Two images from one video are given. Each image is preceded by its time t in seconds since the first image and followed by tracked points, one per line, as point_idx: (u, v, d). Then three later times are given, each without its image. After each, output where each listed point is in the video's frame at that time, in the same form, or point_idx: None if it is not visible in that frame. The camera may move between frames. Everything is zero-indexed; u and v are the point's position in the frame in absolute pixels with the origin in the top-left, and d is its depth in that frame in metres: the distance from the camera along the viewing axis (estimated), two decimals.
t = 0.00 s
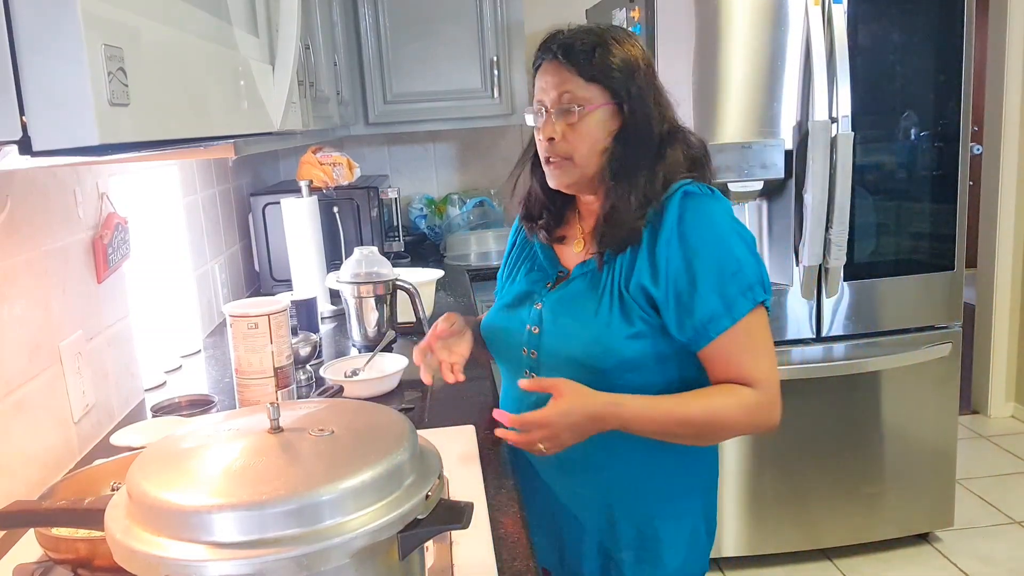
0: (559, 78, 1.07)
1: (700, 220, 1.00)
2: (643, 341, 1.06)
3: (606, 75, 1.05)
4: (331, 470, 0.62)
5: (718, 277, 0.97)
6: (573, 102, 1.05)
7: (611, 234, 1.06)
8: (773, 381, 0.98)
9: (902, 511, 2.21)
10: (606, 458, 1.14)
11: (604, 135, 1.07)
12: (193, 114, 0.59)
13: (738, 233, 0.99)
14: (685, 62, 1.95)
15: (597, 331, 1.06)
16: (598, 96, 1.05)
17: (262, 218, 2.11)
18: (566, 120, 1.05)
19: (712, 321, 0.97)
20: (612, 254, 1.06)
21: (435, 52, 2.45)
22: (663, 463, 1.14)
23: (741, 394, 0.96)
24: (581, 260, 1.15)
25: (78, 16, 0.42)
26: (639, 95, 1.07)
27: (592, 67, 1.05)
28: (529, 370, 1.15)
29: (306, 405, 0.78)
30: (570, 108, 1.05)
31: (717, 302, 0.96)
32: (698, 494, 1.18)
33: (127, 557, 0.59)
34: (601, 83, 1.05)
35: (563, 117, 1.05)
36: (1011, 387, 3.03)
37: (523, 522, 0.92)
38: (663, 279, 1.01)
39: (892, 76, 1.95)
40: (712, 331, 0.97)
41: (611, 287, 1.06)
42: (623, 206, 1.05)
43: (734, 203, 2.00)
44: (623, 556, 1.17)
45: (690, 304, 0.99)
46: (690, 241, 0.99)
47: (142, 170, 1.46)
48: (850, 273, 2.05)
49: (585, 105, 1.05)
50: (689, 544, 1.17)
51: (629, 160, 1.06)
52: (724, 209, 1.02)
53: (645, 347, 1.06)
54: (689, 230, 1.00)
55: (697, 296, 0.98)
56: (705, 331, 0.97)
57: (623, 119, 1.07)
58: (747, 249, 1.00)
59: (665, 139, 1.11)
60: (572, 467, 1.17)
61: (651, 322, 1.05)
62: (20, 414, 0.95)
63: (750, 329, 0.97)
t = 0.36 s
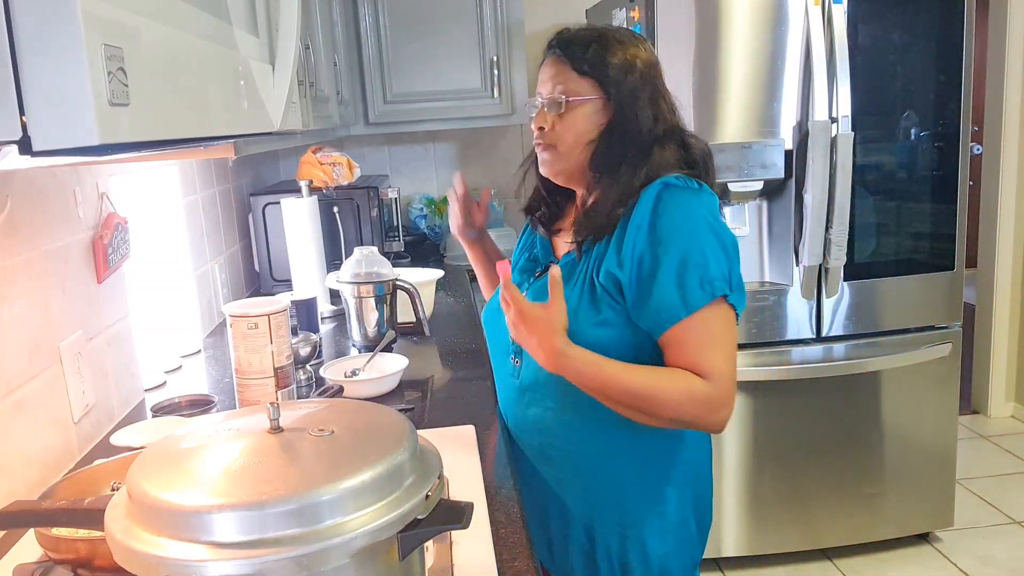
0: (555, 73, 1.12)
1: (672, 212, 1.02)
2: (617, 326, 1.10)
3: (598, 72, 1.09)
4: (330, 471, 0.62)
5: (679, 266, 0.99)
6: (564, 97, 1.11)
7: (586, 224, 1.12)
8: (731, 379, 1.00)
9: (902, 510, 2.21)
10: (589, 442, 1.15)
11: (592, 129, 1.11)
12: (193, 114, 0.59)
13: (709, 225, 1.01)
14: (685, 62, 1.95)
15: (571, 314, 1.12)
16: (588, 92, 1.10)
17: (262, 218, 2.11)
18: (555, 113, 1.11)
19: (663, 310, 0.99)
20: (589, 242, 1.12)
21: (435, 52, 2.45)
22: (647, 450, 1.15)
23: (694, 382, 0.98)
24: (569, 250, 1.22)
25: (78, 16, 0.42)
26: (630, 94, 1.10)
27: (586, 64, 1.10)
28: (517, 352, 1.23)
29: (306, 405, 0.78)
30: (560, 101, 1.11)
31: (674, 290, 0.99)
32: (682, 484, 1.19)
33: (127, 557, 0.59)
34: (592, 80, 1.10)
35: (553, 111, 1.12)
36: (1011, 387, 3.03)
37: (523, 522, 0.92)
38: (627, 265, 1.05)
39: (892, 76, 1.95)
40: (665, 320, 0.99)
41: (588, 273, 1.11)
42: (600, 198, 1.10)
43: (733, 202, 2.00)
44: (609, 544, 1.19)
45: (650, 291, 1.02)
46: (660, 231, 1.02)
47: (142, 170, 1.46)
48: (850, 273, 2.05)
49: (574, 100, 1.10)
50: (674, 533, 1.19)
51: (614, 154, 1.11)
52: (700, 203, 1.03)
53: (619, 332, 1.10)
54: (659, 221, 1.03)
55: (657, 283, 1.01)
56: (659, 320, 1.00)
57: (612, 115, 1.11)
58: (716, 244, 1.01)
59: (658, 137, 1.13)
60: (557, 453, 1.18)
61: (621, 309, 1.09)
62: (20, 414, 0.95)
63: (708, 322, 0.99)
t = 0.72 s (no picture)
0: (543, 74, 1.13)
1: (656, 207, 1.02)
2: (606, 323, 1.11)
3: (583, 72, 1.10)
4: (330, 471, 0.62)
5: (662, 262, 1.00)
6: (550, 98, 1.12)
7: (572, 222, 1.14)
8: (719, 375, 1.00)
9: (902, 510, 2.21)
10: (574, 438, 1.16)
11: (579, 129, 1.12)
12: (193, 114, 0.59)
13: (693, 221, 1.01)
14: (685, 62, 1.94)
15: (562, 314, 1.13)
16: (573, 93, 1.11)
17: (262, 218, 2.11)
18: (542, 114, 1.13)
19: (648, 307, 0.99)
20: (578, 241, 1.14)
21: (434, 52, 2.45)
22: (632, 447, 1.15)
23: (678, 379, 0.98)
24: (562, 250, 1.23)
25: (78, 16, 0.42)
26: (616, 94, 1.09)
27: (571, 64, 1.10)
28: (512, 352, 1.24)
29: (306, 405, 0.78)
30: (546, 103, 1.12)
31: (656, 285, 0.99)
32: (672, 482, 1.19)
33: (127, 556, 0.59)
34: (576, 80, 1.10)
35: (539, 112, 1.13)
36: (1011, 387, 3.03)
37: (523, 523, 0.92)
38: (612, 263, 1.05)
39: (892, 76, 1.95)
40: (651, 317, 1.00)
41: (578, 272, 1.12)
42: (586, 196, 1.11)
43: (733, 203, 2.00)
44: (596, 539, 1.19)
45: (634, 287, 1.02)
46: (643, 227, 1.02)
47: (141, 170, 1.47)
48: (850, 273, 2.05)
49: (558, 102, 1.11)
50: (662, 530, 1.19)
51: (600, 154, 1.11)
52: (686, 198, 1.03)
53: (607, 329, 1.11)
54: (644, 217, 1.03)
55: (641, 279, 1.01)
56: (644, 317, 1.00)
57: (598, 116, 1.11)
58: (701, 240, 1.01)
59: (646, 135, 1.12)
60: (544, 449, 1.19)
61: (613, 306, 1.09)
62: (20, 414, 0.95)
63: (693, 318, 0.99)
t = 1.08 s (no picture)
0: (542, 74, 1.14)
1: (642, 203, 1.02)
2: (593, 318, 1.11)
3: (580, 72, 1.10)
4: (330, 471, 0.62)
5: (647, 257, 1.00)
6: (547, 97, 1.12)
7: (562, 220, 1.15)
8: (704, 369, 1.00)
9: (901, 510, 2.21)
10: (566, 434, 1.16)
11: (574, 130, 1.12)
12: (192, 114, 0.59)
13: (679, 217, 1.01)
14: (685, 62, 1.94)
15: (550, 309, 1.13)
16: (570, 93, 1.11)
17: (262, 218, 2.11)
18: (540, 112, 1.13)
19: (632, 301, 1.00)
20: (569, 239, 1.15)
21: (434, 52, 2.45)
22: (627, 445, 1.15)
23: (660, 372, 0.98)
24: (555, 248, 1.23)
25: (78, 17, 0.42)
26: (612, 95, 1.09)
27: (569, 64, 1.11)
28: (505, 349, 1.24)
29: (306, 405, 0.78)
30: (544, 102, 1.13)
31: (640, 280, 0.99)
32: (666, 480, 1.18)
33: (127, 556, 0.59)
34: (573, 81, 1.10)
35: (536, 110, 1.14)
36: (1011, 387, 3.03)
37: (522, 522, 0.92)
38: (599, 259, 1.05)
39: (892, 76, 1.95)
40: (635, 312, 1.00)
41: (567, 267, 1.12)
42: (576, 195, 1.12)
43: (733, 203, 2.00)
44: (588, 534, 1.20)
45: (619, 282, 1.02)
46: (629, 224, 1.03)
47: (142, 170, 1.47)
48: (850, 273, 2.05)
49: (555, 102, 1.12)
50: (652, 526, 1.19)
51: (592, 154, 1.11)
52: (674, 195, 1.03)
53: (593, 323, 1.11)
54: (630, 213, 1.03)
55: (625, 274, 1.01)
56: (628, 311, 1.01)
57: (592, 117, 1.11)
58: (688, 236, 1.00)
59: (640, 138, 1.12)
60: (535, 446, 1.19)
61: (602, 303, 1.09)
62: (20, 414, 0.95)
63: (677, 313, 1.00)
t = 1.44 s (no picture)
0: (544, 76, 1.12)
1: (645, 204, 1.02)
2: (595, 319, 1.11)
3: (586, 73, 1.09)
4: (330, 471, 0.62)
5: (649, 257, 1.00)
6: (553, 98, 1.11)
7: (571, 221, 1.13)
8: (706, 368, 1.00)
9: (901, 510, 2.21)
10: (569, 435, 1.16)
11: (583, 130, 1.11)
12: (192, 114, 0.59)
13: (682, 217, 1.01)
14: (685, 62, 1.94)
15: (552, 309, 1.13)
16: (576, 94, 1.10)
17: (262, 218, 2.11)
18: (546, 114, 1.11)
19: (634, 301, 1.00)
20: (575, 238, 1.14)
21: (434, 52, 2.45)
22: (629, 447, 1.16)
23: (661, 369, 0.98)
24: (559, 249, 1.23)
25: (78, 18, 0.42)
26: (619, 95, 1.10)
27: (573, 66, 1.10)
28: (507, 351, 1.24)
29: (306, 405, 0.78)
30: (549, 103, 1.11)
31: (642, 280, 0.99)
32: (666, 479, 1.18)
33: (128, 557, 0.59)
34: (579, 81, 1.10)
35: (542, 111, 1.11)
36: (1011, 387, 3.03)
37: (523, 522, 0.92)
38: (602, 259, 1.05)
39: (892, 76, 1.95)
40: (636, 312, 1.00)
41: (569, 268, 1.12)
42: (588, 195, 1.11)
43: (733, 203, 2.00)
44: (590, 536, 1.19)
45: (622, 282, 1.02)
46: (632, 224, 1.03)
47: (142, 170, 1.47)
48: (850, 273, 2.05)
49: (563, 103, 1.10)
50: (654, 527, 1.18)
51: (603, 154, 1.11)
52: (678, 195, 1.03)
53: (595, 324, 1.11)
54: (633, 213, 1.03)
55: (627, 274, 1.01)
56: (629, 312, 1.01)
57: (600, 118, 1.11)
58: (691, 237, 1.00)
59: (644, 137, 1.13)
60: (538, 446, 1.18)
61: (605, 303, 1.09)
62: (20, 414, 0.95)
63: (678, 312, 0.99)
